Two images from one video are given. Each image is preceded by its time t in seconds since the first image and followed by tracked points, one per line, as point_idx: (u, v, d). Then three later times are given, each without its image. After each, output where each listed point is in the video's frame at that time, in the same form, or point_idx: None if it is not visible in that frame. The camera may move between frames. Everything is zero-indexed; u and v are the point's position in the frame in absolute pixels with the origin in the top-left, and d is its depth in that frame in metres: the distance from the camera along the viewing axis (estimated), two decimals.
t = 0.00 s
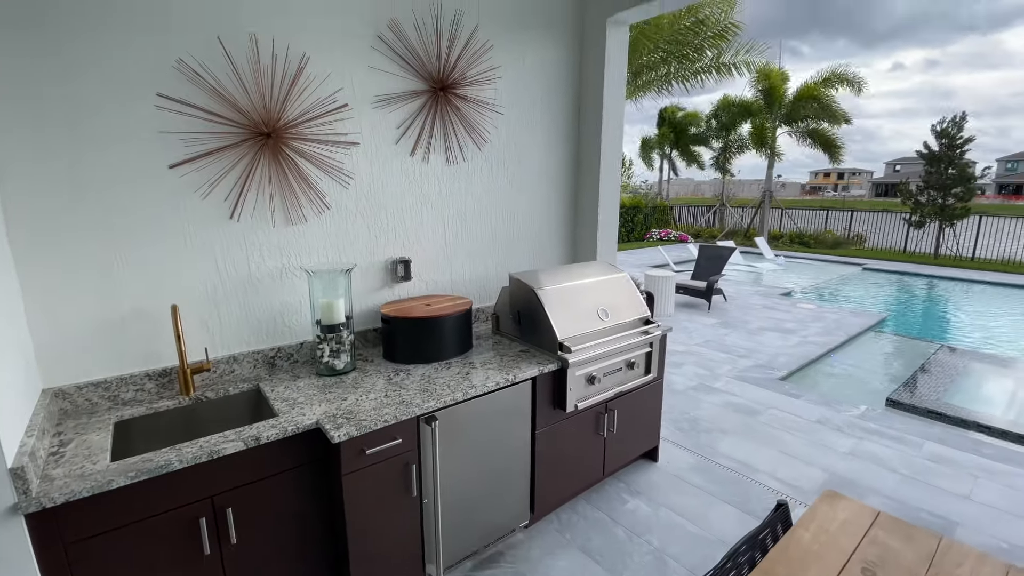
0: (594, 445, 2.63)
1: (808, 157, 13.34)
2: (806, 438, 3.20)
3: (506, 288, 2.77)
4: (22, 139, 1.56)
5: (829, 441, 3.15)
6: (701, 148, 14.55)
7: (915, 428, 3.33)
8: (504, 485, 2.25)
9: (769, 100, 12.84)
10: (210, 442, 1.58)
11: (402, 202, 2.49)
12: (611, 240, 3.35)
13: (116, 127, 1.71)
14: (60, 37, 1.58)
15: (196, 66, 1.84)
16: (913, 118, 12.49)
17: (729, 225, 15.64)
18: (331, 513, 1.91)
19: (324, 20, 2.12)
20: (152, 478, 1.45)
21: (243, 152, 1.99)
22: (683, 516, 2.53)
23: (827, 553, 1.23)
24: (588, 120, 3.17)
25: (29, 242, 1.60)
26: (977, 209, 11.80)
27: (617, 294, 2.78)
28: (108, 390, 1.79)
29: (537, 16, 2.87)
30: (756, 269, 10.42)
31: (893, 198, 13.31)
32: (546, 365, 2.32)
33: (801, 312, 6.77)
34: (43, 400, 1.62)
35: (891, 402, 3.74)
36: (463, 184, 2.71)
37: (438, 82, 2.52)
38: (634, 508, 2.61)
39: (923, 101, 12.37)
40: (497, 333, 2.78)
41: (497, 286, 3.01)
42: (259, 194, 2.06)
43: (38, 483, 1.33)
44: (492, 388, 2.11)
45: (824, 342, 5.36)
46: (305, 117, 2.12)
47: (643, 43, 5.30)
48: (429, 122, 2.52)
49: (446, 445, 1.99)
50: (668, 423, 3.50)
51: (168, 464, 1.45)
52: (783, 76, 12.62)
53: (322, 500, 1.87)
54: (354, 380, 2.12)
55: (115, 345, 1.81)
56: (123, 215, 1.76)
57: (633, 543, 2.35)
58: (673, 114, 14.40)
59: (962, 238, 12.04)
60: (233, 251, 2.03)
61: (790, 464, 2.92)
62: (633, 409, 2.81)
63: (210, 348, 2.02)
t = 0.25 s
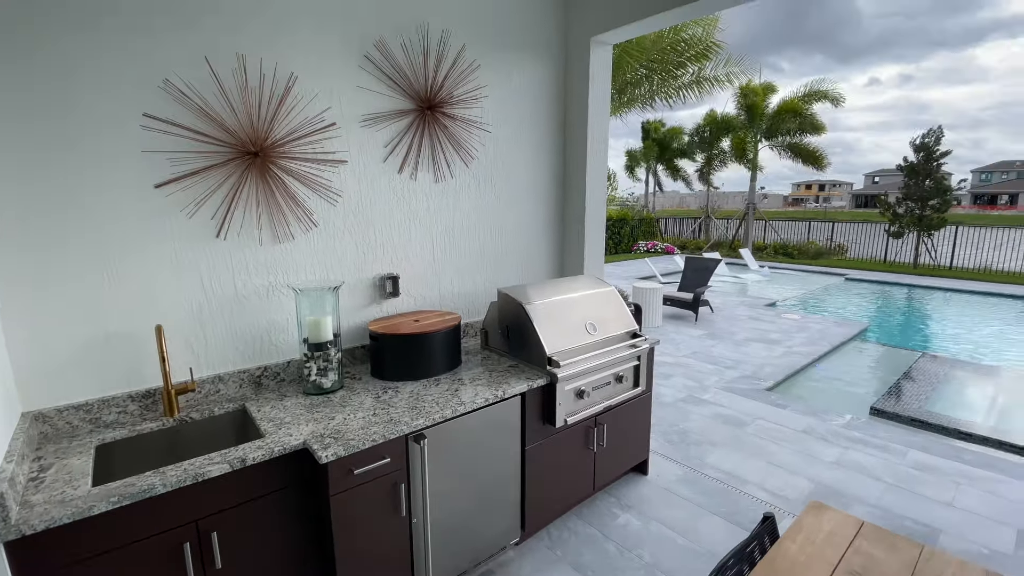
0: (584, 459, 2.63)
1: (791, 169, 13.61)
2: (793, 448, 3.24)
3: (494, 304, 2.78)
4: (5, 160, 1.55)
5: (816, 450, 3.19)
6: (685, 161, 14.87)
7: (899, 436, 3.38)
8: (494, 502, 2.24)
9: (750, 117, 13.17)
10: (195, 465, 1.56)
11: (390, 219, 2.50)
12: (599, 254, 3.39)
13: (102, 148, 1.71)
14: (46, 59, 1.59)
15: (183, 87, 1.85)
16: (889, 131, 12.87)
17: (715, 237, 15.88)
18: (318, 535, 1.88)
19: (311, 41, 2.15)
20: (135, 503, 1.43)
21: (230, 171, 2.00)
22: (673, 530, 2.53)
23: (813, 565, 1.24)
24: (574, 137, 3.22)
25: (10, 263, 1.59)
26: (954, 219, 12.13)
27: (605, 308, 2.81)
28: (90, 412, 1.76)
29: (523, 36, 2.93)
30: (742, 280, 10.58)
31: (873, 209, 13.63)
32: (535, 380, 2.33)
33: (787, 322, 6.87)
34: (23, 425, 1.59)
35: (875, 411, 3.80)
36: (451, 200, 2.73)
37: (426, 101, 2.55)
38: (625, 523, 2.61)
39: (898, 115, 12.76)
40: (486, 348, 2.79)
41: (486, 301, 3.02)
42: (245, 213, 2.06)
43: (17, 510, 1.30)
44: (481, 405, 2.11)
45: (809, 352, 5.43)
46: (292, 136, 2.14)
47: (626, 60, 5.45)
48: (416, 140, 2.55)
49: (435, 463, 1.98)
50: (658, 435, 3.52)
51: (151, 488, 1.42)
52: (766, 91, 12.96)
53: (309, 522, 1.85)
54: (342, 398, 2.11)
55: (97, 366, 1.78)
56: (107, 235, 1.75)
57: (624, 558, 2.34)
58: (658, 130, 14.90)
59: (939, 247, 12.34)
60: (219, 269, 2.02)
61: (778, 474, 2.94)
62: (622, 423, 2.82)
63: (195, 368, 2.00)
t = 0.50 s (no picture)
0: (569, 466, 2.64)
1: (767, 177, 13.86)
2: (773, 450, 3.29)
3: (478, 312, 2.78)
4: None
5: (795, 452, 3.25)
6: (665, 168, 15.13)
7: (875, 437, 3.46)
8: (479, 511, 2.23)
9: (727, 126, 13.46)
10: (172, 481, 1.52)
11: (372, 228, 2.49)
12: (581, 261, 3.42)
13: (75, 158, 1.68)
14: (17, 68, 1.56)
15: (159, 97, 1.83)
16: (861, 139, 13.28)
17: (696, 243, 16.12)
18: (299, 550, 1.85)
19: (291, 51, 2.15)
20: (109, 521, 1.39)
21: (208, 181, 1.97)
22: (658, 534, 2.55)
23: (792, 566, 1.27)
24: (555, 146, 3.26)
25: None
26: (924, 224, 12.53)
27: (588, 315, 2.83)
28: (62, 429, 1.71)
29: (504, 47, 2.96)
30: (722, 285, 10.75)
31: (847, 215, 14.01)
32: (519, 388, 2.33)
33: (766, 326, 7.00)
34: None
35: (852, 412, 3.89)
36: (434, 209, 2.74)
37: (407, 110, 2.56)
38: (610, 529, 2.62)
39: (869, 123, 13.17)
40: (470, 357, 2.78)
41: (469, 309, 3.02)
42: (224, 223, 2.04)
43: None
44: (465, 414, 2.11)
45: (788, 355, 5.54)
46: (272, 146, 2.13)
47: (606, 70, 5.50)
48: (398, 149, 2.55)
49: (418, 474, 1.97)
50: (641, 440, 3.54)
51: (127, 506, 1.39)
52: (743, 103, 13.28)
53: (290, 536, 1.82)
54: (324, 410, 2.08)
55: (69, 381, 1.73)
56: (80, 247, 1.71)
57: (609, 564, 2.35)
58: (638, 137, 15.08)
59: (910, 251, 12.73)
60: (197, 281, 1.99)
61: (760, 476, 2.99)
62: (606, 429, 2.84)
63: (172, 381, 1.96)
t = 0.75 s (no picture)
0: (547, 466, 2.65)
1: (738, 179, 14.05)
2: (747, 445, 3.37)
3: (455, 314, 2.78)
4: None
5: (768, 446, 3.33)
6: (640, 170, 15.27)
7: (844, 430, 3.57)
8: (457, 514, 2.23)
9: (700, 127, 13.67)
10: (139, 492, 1.48)
11: (345, 230, 2.46)
12: (557, 262, 3.44)
13: (32, 159, 1.61)
14: None
15: (122, 96, 1.77)
16: (828, 141, 13.70)
17: (671, 243, 16.38)
18: (274, 558, 1.82)
19: (261, 50, 2.11)
20: (72, 535, 1.34)
21: (174, 182, 1.92)
22: (636, 531, 2.58)
23: (762, 557, 1.30)
24: (531, 148, 3.27)
25: None
26: (887, 223, 12.99)
27: (564, 315, 2.85)
28: (20, 442, 1.64)
29: (478, 49, 2.96)
30: (697, 284, 10.95)
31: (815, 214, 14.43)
32: (496, 389, 2.33)
33: (739, 324, 7.16)
34: None
35: (821, 405, 4.00)
36: (409, 211, 2.72)
37: (381, 111, 2.54)
38: (588, 527, 2.64)
39: (836, 126, 13.58)
40: (447, 359, 2.77)
41: (446, 311, 3.01)
42: (192, 225, 1.99)
43: None
44: (442, 417, 2.10)
45: (760, 352, 5.68)
46: (241, 147, 2.08)
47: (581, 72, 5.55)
48: (372, 151, 2.52)
49: (395, 478, 1.95)
50: (619, 438, 3.58)
51: (90, 519, 1.34)
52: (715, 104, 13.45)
53: (264, 545, 1.79)
54: (297, 416, 2.05)
55: (27, 391, 1.66)
56: (38, 251, 1.65)
57: (588, 562, 2.37)
58: (611, 138, 15.03)
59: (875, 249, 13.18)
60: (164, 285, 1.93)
61: (734, 471, 3.05)
62: (583, 428, 2.86)
63: (138, 389, 1.90)
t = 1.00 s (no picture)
0: (520, 460, 2.65)
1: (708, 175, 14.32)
2: (714, 433, 3.45)
3: (426, 310, 2.74)
4: None
5: (735, 434, 3.42)
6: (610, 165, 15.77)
7: (807, 417, 3.69)
8: (429, 511, 2.21)
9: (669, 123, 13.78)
10: (91, 500, 1.41)
11: (311, 225, 2.40)
12: (529, 257, 3.45)
13: None
14: None
15: (67, 84, 1.68)
16: (792, 138, 14.11)
17: (642, 238, 16.62)
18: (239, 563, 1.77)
19: (218, 39, 2.03)
20: (18, 548, 1.27)
21: (126, 176, 1.83)
22: (608, 521, 2.61)
23: (727, 541, 1.32)
24: (501, 142, 3.26)
25: None
26: (847, 217, 13.49)
27: (536, 310, 2.85)
28: None
29: (446, 41, 2.92)
30: (668, 278, 11.14)
31: (780, 209, 14.87)
32: (468, 384, 2.31)
33: (708, 316, 7.33)
34: None
35: (786, 393, 4.13)
36: (377, 206, 2.67)
37: (346, 103, 2.48)
38: (561, 519, 2.66)
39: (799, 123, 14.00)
40: (418, 355, 2.74)
41: (417, 307, 2.97)
42: (146, 221, 1.90)
43: None
44: (412, 414, 2.07)
45: (729, 343, 5.82)
46: (198, 139, 2.00)
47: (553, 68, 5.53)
48: (338, 144, 2.47)
49: (364, 477, 1.92)
50: (591, 430, 3.62)
51: (39, 529, 1.27)
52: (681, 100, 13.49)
53: (228, 550, 1.73)
54: (262, 416, 1.99)
55: None
56: None
57: (561, 554, 2.39)
58: (582, 136, 15.64)
59: (836, 243, 13.68)
60: (117, 283, 1.84)
61: (702, 459, 3.12)
62: (556, 421, 2.88)
63: (90, 392, 1.81)
